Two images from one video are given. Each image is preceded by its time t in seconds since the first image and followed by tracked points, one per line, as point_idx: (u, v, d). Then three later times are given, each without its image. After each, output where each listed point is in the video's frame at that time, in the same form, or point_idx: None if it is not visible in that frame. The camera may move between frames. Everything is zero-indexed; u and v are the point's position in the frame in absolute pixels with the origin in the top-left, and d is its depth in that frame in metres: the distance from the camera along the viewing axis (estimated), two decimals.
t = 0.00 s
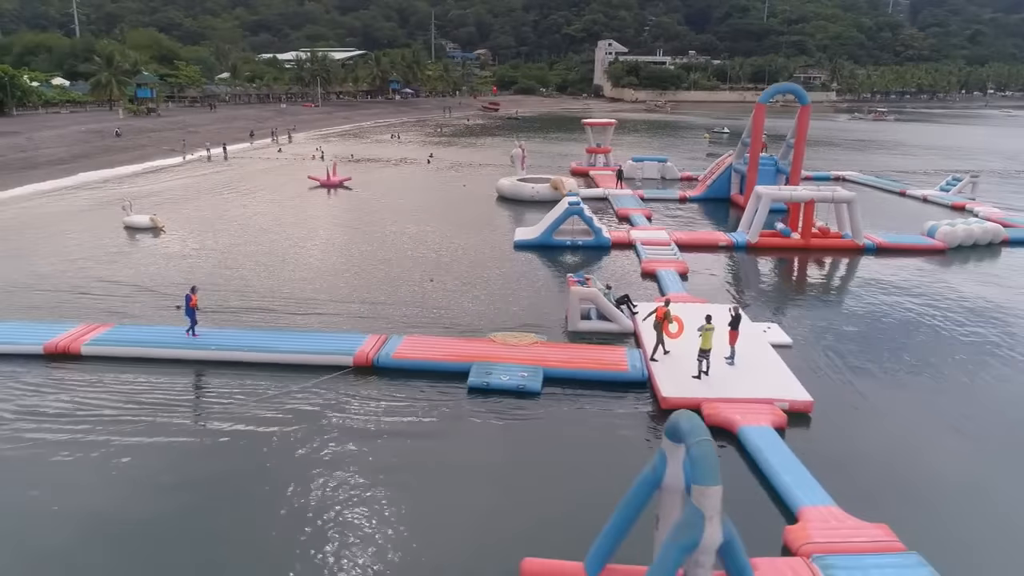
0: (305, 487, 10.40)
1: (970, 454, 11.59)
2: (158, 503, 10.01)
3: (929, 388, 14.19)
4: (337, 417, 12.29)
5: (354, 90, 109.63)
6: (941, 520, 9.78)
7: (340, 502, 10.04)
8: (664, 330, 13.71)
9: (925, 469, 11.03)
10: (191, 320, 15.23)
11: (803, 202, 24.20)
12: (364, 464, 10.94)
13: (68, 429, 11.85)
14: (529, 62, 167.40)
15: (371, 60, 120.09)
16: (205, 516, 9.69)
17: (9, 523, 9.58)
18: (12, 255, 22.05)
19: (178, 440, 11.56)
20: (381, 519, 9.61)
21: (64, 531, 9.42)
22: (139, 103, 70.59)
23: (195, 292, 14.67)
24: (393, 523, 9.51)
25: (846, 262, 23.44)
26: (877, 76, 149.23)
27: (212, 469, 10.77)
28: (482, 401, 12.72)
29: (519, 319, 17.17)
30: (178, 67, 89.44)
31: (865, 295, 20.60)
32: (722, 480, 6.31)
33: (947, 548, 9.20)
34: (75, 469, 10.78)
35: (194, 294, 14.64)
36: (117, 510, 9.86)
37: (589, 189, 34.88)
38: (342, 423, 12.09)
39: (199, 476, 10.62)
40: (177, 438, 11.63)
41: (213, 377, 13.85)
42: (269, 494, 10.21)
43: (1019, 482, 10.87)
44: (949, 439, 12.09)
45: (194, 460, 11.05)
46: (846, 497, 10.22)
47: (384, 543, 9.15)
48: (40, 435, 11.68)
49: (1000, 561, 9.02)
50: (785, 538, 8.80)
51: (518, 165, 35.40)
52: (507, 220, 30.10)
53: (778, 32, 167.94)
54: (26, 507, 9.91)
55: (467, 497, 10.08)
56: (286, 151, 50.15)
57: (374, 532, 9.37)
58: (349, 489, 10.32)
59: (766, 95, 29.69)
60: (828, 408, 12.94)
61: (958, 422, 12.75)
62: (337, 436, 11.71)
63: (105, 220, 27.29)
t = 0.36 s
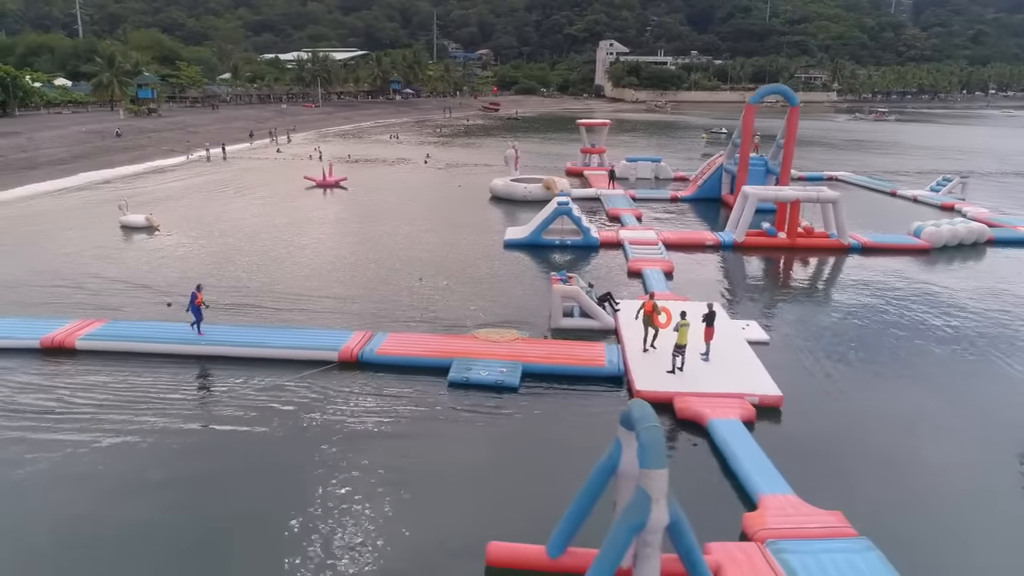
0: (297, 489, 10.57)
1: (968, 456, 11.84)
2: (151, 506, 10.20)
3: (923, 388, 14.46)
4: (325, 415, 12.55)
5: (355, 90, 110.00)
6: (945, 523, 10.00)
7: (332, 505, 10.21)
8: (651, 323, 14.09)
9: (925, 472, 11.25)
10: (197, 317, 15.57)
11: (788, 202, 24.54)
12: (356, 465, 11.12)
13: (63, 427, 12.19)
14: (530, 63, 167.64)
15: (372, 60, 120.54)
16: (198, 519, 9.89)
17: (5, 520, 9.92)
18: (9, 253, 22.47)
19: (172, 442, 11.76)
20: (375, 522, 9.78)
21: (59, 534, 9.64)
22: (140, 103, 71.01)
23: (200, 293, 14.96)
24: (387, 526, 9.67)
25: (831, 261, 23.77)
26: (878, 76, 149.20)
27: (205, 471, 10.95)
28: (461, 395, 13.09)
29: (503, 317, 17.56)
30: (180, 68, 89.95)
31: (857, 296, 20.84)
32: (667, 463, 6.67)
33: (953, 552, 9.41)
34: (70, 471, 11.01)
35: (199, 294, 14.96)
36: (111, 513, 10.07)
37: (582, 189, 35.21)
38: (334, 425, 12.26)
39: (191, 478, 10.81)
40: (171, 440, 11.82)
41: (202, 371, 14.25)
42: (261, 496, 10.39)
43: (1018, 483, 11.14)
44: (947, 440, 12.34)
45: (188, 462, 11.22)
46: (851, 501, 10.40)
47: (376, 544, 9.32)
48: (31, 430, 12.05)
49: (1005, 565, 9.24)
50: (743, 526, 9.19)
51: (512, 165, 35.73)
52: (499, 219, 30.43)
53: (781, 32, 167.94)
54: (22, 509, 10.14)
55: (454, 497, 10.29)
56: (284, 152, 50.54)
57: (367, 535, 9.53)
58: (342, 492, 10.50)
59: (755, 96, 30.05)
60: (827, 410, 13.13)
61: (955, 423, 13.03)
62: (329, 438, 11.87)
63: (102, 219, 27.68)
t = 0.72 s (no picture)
0: (285, 489, 10.61)
1: (972, 457, 11.96)
2: (138, 507, 10.21)
3: (927, 388, 14.58)
4: (310, 410, 12.85)
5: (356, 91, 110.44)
6: (948, 523, 10.12)
7: (321, 504, 10.24)
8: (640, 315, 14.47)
9: (928, 473, 11.37)
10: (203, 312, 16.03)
11: (774, 203, 24.89)
12: (342, 459, 11.32)
13: (56, 420, 12.50)
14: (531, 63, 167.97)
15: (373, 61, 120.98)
16: (183, 519, 9.91)
17: None
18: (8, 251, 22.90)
19: (158, 443, 11.80)
20: (364, 519, 9.81)
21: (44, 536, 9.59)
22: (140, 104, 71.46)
23: (206, 288, 15.46)
24: (375, 520, 9.77)
25: (816, 261, 24.13)
26: (878, 76, 149.29)
27: (191, 472, 10.98)
28: (442, 390, 13.47)
29: (488, 314, 17.94)
30: (181, 68, 90.46)
31: (857, 296, 21.03)
32: (619, 449, 7.02)
33: (956, 551, 9.54)
34: (58, 467, 11.16)
35: (207, 288, 15.46)
36: (98, 514, 10.04)
37: (575, 190, 35.57)
38: (321, 424, 12.39)
39: (179, 479, 10.82)
40: (157, 441, 11.86)
41: (192, 367, 14.65)
42: (248, 496, 10.42)
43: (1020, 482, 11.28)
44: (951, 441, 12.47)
45: (174, 463, 11.26)
46: (855, 501, 10.53)
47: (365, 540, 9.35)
48: (24, 422, 12.42)
49: (1009, 564, 9.34)
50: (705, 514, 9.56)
51: (505, 166, 36.08)
52: (491, 219, 30.80)
53: (782, 32, 168.02)
54: (11, 506, 10.27)
55: (438, 492, 10.43)
56: (282, 152, 50.98)
57: (357, 532, 9.56)
58: (331, 492, 10.52)
59: (745, 98, 30.38)
60: (829, 412, 13.29)
61: (958, 423, 13.17)
62: (315, 437, 11.97)
63: (100, 218, 28.12)
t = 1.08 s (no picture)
0: (274, 490, 10.70)
1: (970, 458, 12.10)
2: (123, 501, 10.47)
3: (921, 389, 14.75)
4: (293, 406, 13.22)
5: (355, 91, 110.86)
6: (946, 523, 10.28)
7: (305, 502, 10.41)
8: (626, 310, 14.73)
9: (923, 474, 11.52)
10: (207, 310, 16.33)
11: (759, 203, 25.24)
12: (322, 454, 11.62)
13: (48, 415, 12.87)
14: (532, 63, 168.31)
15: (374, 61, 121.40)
16: (169, 516, 10.12)
17: None
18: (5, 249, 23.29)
19: (150, 445, 11.94)
20: (344, 513, 10.08)
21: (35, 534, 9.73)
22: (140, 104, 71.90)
23: (208, 288, 15.70)
24: (351, 512, 10.09)
25: (801, 260, 24.49)
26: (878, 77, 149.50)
27: (178, 471, 11.21)
28: (423, 385, 13.85)
29: (473, 311, 18.31)
30: (182, 69, 90.94)
31: (854, 295, 21.23)
32: (572, 436, 7.37)
33: (957, 553, 9.65)
34: (46, 462, 11.43)
35: (209, 288, 15.70)
36: (88, 514, 10.16)
37: (567, 189, 35.93)
38: (310, 424, 12.59)
39: (170, 481, 10.95)
40: (146, 439, 12.10)
41: (181, 362, 15.03)
42: (237, 497, 10.52)
43: (1018, 483, 11.42)
44: (952, 443, 12.61)
45: (162, 461, 11.49)
46: (858, 502, 10.67)
47: (349, 538, 9.51)
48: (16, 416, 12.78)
49: (1009, 563, 9.50)
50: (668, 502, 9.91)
51: (498, 165, 36.42)
52: (483, 219, 31.17)
53: (783, 32, 168.21)
54: None
55: (416, 485, 10.73)
56: (280, 153, 51.41)
57: (333, 522, 9.88)
58: (314, 487, 10.78)
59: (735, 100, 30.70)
60: (832, 412, 13.46)
61: (954, 423, 13.34)
62: (300, 435, 12.24)
63: (97, 217, 28.52)
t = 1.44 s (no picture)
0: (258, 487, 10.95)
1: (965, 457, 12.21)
2: (109, 496, 10.75)
3: (916, 390, 14.85)
4: (277, 402, 13.58)
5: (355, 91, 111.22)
6: (944, 521, 10.37)
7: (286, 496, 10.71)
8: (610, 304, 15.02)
9: (919, 473, 11.62)
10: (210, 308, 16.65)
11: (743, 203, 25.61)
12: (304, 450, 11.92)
13: (39, 410, 13.25)
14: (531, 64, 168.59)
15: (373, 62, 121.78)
16: (154, 510, 10.39)
17: None
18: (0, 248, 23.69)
19: (138, 447, 12.06)
20: (322, 506, 10.41)
21: (20, 535, 9.83)
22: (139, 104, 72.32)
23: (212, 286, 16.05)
24: (329, 505, 10.42)
25: (784, 259, 24.86)
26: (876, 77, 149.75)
27: (165, 467, 11.49)
28: (403, 381, 14.23)
29: (457, 309, 18.70)
30: (182, 69, 91.37)
31: (847, 296, 21.40)
32: (530, 424, 7.73)
33: (956, 551, 9.73)
34: (34, 458, 11.71)
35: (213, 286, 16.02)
36: (74, 515, 10.29)
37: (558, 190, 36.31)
38: (293, 420, 12.93)
39: (157, 482, 11.12)
40: (132, 436, 12.39)
41: (169, 359, 15.42)
42: (221, 500, 10.62)
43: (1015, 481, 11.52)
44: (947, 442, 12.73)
45: (148, 458, 11.77)
46: (857, 501, 10.77)
47: (326, 531, 9.83)
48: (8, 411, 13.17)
49: (1006, 559, 9.60)
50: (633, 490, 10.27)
51: (490, 166, 36.78)
52: (474, 219, 31.53)
53: (782, 33, 168.46)
54: None
55: (392, 479, 11.08)
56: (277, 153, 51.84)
57: (312, 515, 10.21)
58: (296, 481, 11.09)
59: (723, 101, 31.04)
60: (832, 413, 13.53)
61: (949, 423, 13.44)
62: (283, 432, 12.53)
63: (93, 216, 28.93)
